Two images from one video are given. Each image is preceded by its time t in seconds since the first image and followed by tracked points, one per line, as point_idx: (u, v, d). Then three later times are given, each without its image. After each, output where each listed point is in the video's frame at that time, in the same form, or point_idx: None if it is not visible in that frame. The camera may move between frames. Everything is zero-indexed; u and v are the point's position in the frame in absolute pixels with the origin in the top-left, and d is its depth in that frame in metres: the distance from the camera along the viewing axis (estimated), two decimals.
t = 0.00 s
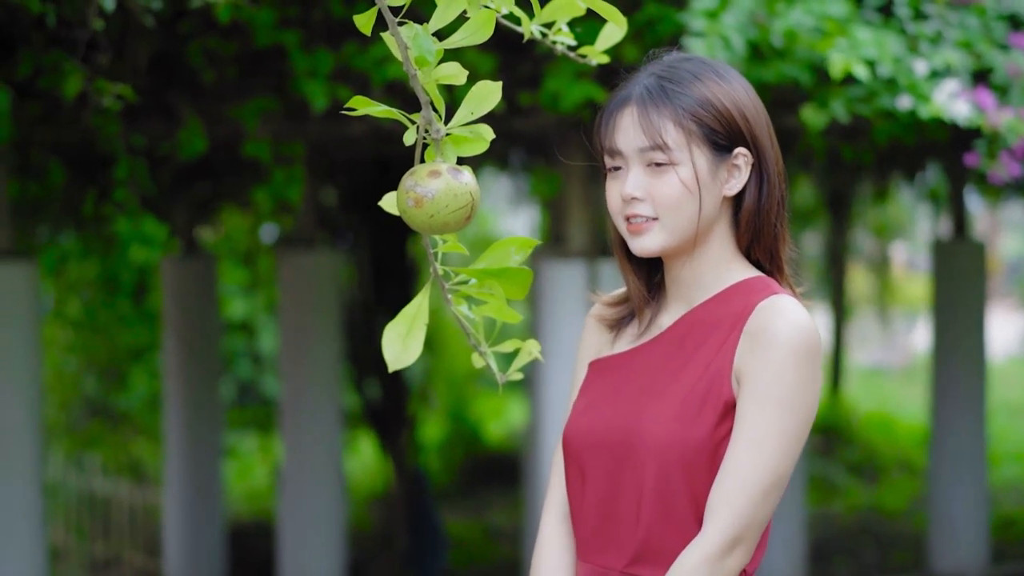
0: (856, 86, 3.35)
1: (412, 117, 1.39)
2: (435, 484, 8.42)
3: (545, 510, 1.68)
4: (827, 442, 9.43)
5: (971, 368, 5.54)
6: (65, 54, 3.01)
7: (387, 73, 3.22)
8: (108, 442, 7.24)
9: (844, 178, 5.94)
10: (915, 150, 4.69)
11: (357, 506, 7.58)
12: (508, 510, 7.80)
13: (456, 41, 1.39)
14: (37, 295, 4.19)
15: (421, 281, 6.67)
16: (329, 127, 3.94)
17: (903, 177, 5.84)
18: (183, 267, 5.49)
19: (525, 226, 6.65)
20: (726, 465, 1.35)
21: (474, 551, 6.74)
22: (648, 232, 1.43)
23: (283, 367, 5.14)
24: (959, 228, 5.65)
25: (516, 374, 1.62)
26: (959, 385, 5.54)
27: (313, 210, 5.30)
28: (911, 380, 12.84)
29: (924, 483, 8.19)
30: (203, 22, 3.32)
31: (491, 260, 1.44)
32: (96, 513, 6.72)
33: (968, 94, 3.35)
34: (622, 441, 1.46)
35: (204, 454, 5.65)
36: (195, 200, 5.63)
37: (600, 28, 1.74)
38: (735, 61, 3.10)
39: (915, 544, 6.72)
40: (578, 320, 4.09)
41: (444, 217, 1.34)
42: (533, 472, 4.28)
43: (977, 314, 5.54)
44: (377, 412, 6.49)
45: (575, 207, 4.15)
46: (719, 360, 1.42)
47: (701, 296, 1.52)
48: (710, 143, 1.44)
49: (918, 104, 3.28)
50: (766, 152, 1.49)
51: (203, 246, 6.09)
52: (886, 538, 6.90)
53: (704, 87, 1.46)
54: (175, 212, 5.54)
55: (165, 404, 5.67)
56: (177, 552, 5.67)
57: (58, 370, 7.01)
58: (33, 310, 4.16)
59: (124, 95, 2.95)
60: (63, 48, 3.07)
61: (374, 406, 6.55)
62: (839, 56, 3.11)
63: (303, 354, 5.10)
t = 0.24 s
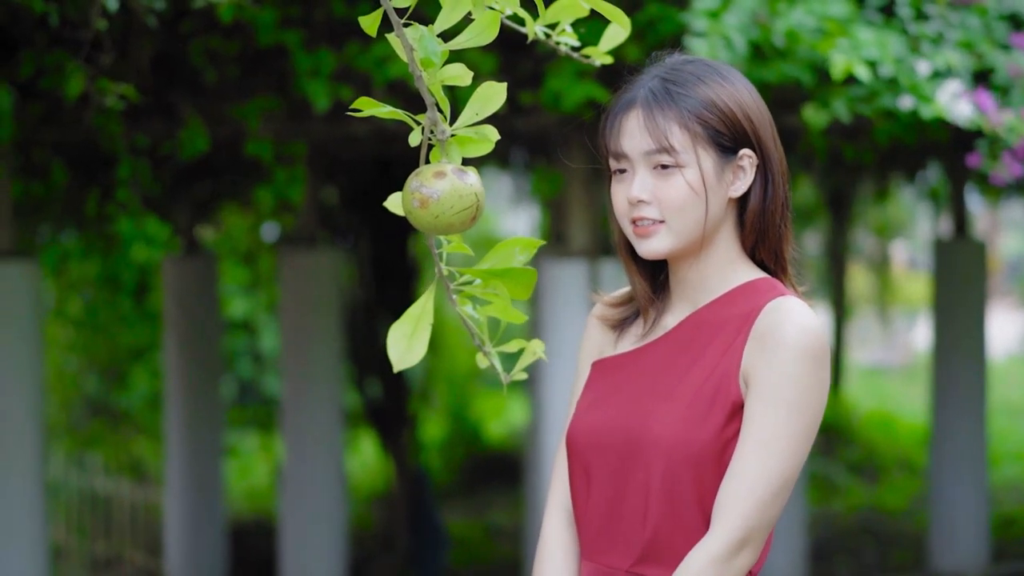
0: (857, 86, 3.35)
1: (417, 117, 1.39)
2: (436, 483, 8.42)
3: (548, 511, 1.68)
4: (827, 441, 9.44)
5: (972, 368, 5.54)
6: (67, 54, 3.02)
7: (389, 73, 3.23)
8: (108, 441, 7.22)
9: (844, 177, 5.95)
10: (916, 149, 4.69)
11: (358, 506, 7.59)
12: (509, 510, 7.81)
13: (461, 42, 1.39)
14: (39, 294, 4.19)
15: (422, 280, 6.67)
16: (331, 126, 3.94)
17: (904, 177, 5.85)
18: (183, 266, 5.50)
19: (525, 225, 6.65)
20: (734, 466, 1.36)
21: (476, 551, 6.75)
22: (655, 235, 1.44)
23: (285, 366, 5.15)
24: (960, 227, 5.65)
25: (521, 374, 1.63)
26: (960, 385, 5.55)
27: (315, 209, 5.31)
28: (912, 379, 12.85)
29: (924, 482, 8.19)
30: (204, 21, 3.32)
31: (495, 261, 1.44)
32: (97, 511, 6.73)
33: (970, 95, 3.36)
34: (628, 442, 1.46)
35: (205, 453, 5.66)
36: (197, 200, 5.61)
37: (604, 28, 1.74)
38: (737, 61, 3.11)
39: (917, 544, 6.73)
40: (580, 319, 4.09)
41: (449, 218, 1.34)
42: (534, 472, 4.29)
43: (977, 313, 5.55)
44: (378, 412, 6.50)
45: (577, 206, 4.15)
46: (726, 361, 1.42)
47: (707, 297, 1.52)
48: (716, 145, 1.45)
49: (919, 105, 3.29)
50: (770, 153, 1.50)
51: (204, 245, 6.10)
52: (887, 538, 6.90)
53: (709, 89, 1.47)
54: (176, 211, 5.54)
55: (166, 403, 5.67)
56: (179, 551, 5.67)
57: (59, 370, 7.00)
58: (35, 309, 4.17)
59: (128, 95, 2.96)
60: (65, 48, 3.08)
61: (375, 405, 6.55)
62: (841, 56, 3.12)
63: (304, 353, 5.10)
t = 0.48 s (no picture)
0: (859, 87, 3.36)
1: (423, 119, 1.40)
2: (438, 483, 8.42)
3: (551, 511, 1.68)
4: (829, 441, 9.44)
5: (974, 368, 5.54)
6: (71, 55, 3.02)
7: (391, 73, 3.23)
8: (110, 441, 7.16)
9: (846, 177, 5.95)
10: (918, 149, 4.70)
11: (360, 506, 7.59)
12: (511, 509, 7.81)
13: (467, 45, 1.39)
14: (40, 294, 4.19)
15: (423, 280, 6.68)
16: (333, 127, 3.94)
17: (905, 178, 5.85)
18: (185, 266, 5.50)
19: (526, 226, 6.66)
20: (742, 468, 1.36)
21: (478, 550, 6.75)
22: (662, 238, 1.44)
23: (287, 366, 5.15)
24: (961, 227, 5.66)
25: (526, 375, 1.63)
26: (962, 385, 5.55)
27: (317, 210, 5.31)
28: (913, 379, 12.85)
29: (926, 482, 8.19)
30: (207, 22, 3.33)
31: (500, 262, 1.45)
32: (99, 511, 6.73)
33: (971, 97, 3.36)
34: (634, 443, 1.47)
35: (208, 454, 5.66)
36: (199, 201, 5.58)
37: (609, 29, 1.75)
38: (739, 62, 3.11)
39: (919, 543, 6.73)
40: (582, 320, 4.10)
41: (455, 219, 1.35)
42: (536, 472, 4.29)
43: (980, 314, 5.55)
44: (380, 412, 6.50)
45: (579, 206, 4.16)
46: (733, 363, 1.43)
47: (712, 298, 1.53)
48: (721, 147, 1.45)
49: (922, 106, 3.29)
50: (775, 155, 1.51)
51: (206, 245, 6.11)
52: (889, 538, 6.90)
53: (713, 92, 1.47)
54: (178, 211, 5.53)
55: (168, 403, 5.68)
56: (181, 551, 5.67)
57: (61, 369, 6.96)
58: (36, 309, 4.17)
59: (132, 96, 2.96)
60: (69, 48, 3.08)
61: (376, 405, 6.56)
62: (843, 59, 3.12)
63: (306, 354, 5.11)
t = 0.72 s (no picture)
0: (862, 88, 3.35)
1: (429, 120, 1.40)
2: (440, 483, 8.43)
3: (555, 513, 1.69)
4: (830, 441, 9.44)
5: (975, 368, 5.54)
6: (74, 56, 3.02)
7: (394, 73, 3.24)
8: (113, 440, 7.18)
9: (848, 178, 5.96)
10: (919, 149, 4.70)
11: (362, 506, 7.60)
12: (512, 509, 7.81)
13: (474, 46, 1.40)
14: (43, 294, 4.21)
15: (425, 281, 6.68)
16: (336, 127, 3.94)
17: (908, 178, 5.85)
18: (187, 267, 5.52)
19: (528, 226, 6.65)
20: (752, 469, 1.37)
21: (480, 551, 6.75)
22: (669, 241, 1.44)
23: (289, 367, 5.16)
24: (963, 228, 5.66)
25: (531, 376, 1.63)
26: (964, 385, 5.55)
27: (319, 211, 5.31)
28: (915, 379, 12.85)
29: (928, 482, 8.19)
30: (210, 23, 3.33)
31: (506, 263, 1.45)
32: (101, 511, 6.74)
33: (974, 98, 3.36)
34: (642, 445, 1.47)
35: (210, 454, 5.67)
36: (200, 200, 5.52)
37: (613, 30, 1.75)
38: (743, 62, 3.11)
39: (921, 543, 6.73)
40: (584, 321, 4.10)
41: (461, 220, 1.35)
42: (539, 472, 4.29)
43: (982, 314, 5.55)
44: (382, 411, 6.51)
45: (582, 207, 4.16)
46: (740, 365, 1.43)
47: (718, 300, 1.53)
48: (726, 148, 1.46)
49: (925, 107, 3.29)
50: (780, 156, 1.51)
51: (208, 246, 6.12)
52: (892, 538, 6.91)
53: (716, 93, 1.47)
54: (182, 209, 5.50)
55: (171, 403, 5.69)
56: (183, 551, 5.68)
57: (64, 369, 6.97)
58: (39, 309, 4.18)
59: (136, 97, 2.96)
60: (72, 49, 3.08)
61: (379, 405, 6.56)
62: (846, 61, 3.13)
63: (308, 354, 5.11)
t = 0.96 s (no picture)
0: (866, 88, 3.35)
1: (436, 120, 1.40)
2: (442, 482, 8.44)
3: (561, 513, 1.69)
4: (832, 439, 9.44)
5: (977, 367, 5.54)
6: (78, 56, 3.03)
7: (398, 73, 3.24)
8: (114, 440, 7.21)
9: (850, 176, 5.96)
10: (922, 148, 4.71)
11: (364, 505, 7.60)
12: (515, 508, 7.82)
13: (480, 46, 1.40)
14: (46, 293, 4.22)
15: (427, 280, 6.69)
16: (339, 126, 3.95)
17: (910, 177, 5.85)
18: (190, 266, 5.54)
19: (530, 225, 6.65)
20: (760, 469, 1.37)
21: (482, 550, 6.76)
22: (676, 242, 1.45)
23: (291, 366, 5.16)
24: (965, 226, 5.66)
25: (537, 375, 1.63)
26: (966, 384, 5.55)
27: (321, 210, 5.31)
28: (917, 378, 12.85)
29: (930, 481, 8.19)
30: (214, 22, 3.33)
31: (512, 262, 1.45)
32: (103, 509, 6.76)
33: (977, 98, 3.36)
34: (650, 444, 1.47)
35: (212, 452, 5.67)
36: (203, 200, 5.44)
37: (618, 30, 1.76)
38: (746, 61, 3.11)
39: (923, 542, 6.74)
40: (587, 319, 4.10)
41: (467, 219, 1.35)
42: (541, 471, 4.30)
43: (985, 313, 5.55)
44: (385, 410, 6.52)
45: (584, 206, 4.16)
46: (746, 365, 1.43)
47: (724, 300, 1.53)
48: (732, 149, 1.46)
49: (929, 107, 3.29)
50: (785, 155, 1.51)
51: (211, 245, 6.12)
52: (893, 537, 6.91)
53: (720, 94, 1.47)
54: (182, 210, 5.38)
55: (173, 402, 5.69)
56: (185, 550, 5.68)
57: (67, 368, 6.99)
58: (42, 308, 4.19)
59: (140, 97, 2.96)
60: (76, 49, 3.09)
61: (381, 404, 6.57)
62: (849, 61, 3.15)
63: (311, 353, 5.11)
